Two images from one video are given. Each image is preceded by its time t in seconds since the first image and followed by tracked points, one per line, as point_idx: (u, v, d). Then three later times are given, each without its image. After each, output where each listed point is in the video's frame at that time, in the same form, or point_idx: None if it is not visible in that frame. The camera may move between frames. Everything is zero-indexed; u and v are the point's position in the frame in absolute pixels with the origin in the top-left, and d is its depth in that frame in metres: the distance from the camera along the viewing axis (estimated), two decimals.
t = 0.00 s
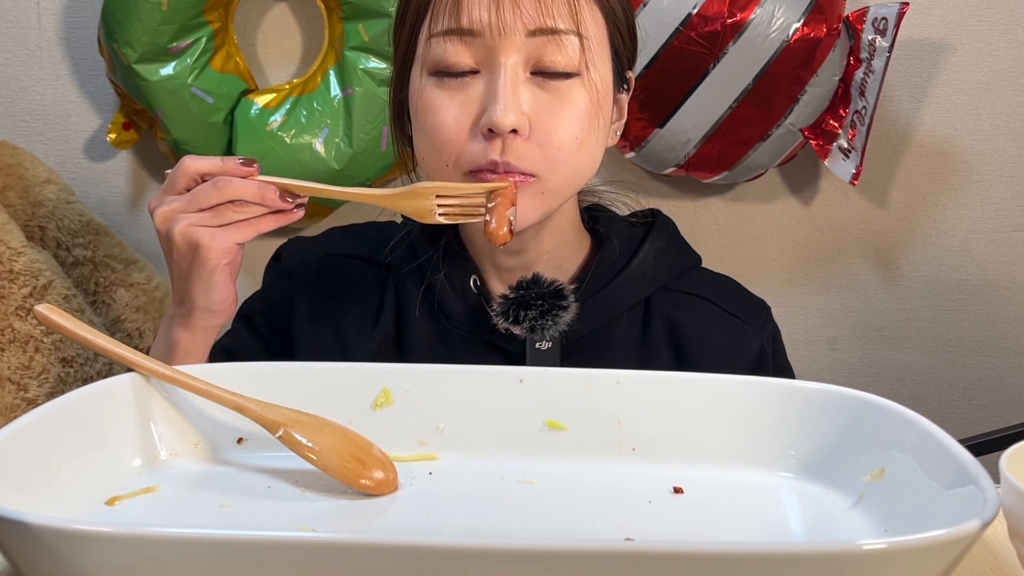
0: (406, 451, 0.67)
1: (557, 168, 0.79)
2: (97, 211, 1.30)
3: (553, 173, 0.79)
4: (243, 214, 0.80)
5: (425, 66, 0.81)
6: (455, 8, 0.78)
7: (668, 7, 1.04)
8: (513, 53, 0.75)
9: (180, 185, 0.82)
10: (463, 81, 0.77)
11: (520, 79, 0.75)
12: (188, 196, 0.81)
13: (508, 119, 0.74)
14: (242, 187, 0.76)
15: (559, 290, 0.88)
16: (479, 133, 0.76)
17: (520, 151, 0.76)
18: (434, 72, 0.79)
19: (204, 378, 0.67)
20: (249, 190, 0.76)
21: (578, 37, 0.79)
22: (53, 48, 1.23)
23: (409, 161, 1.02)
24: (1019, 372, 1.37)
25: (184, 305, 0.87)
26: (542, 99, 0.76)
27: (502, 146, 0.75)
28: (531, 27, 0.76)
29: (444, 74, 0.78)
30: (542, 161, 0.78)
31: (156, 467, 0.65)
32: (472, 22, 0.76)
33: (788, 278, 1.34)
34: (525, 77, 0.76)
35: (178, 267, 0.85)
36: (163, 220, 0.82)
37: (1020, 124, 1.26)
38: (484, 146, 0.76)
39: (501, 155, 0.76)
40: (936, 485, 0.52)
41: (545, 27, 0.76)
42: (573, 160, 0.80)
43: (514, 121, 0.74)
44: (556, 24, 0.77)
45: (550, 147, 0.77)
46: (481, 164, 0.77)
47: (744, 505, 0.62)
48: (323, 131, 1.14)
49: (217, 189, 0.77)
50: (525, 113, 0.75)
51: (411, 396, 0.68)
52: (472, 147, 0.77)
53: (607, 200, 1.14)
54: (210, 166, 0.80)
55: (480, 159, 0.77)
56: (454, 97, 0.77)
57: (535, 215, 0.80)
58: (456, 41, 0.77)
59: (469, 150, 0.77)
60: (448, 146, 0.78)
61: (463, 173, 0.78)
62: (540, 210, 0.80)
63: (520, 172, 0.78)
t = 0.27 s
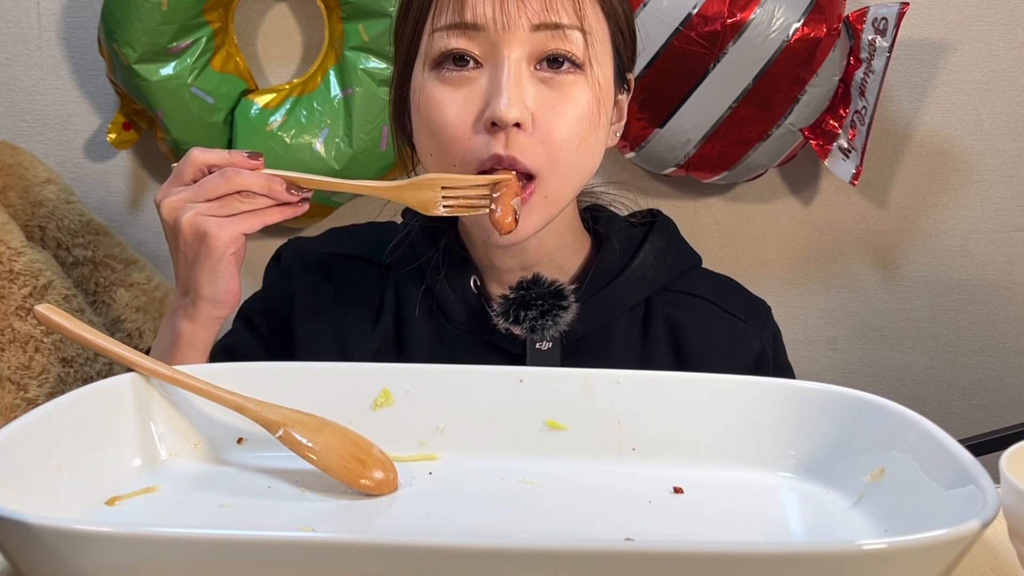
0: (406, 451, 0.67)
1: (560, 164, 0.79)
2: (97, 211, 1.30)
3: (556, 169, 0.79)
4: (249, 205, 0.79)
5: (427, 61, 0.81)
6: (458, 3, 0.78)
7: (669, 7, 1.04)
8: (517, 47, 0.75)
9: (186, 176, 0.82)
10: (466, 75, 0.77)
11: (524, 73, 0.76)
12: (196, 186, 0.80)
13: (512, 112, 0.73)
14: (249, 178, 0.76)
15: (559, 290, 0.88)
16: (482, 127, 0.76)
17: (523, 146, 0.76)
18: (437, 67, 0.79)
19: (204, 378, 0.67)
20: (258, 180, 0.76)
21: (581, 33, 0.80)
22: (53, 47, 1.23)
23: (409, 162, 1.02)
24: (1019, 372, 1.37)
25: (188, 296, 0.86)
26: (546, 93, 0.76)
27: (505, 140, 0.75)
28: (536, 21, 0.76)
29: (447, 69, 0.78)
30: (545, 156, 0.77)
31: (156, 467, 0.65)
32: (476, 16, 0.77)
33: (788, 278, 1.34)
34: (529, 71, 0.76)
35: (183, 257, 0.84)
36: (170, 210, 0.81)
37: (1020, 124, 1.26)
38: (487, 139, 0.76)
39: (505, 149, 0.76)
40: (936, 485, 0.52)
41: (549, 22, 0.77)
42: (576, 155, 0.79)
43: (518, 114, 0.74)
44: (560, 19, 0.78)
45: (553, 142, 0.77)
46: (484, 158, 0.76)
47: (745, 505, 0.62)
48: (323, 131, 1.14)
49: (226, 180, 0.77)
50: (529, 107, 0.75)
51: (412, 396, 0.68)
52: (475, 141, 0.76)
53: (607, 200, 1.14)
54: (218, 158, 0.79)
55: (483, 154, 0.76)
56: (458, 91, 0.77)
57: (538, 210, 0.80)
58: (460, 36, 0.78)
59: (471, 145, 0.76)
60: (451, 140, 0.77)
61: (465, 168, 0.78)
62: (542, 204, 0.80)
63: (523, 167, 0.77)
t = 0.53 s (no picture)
0: (406, 451, 0.67)
1: (560, 162, 0.79)
2: (97, 211, 1.30)
3: (556, 166, 0.79)
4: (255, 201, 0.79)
5: (427, 60, 0.81)
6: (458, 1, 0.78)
7: (669, 7, 1.03)
8: (517, 44, 0.75)
9: (193, 172, 0.83)
10: (466, 73, 0.77)
11: (524, 70, 0.76)
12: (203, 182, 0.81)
13: (512, 109, 0.74)
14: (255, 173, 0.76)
15: (558, 291, 0.87)
16: (483, 125, 0.76)
17: (523, 144, 0.76)
18: (437, 65, 0.79)
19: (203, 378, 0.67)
20: (263, 175, 0.76)
21: (581, 29, 0.80)
22: (53, 48, 1.23)
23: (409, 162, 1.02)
24: (1019, 372, 1.37)
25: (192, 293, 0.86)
26: (546, 91, 0.76)
27: (506, 137, 0.75)
28: (535, 18, 0.76)
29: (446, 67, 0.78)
30: (546, 153, 0.77)
31: (156, 467, 0.65)
32: (475, 14, 0.77)
33: (788, 278, 1.33)
34: (529, 68, 0.76)
35: (190, 253, 0.84)
36: (176, 205, 0.81)
37: (1020, 124, 1.26)
38: (488, 137, 0.76)
39: (505, 147, 0.76)
40: (936, 485, 0.52)
41: (548, 19, 0.77)
42: (576, 152, 0.79)
43: (518, 111, 0.74)
44: (559, 16, 0.78)
45: (554, 140, 0.77)
46: (485, 156, 0.76)
47: (744, 505, 0.62)
48: (323, 131, 1.14)
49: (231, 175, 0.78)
50: (529, 104, 0.75)
51: (412, 396, 0.68)
52: (476, 139, 0.76)
53: (607, 200, 1.14)
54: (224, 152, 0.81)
55: (484, 151, 0.76)
56: (458, 89, 0.77)
57: (539, 208, 0.80)
58: (460, 34, 0.78)
59: (472, 143, 0.76)
60: (452, 138, 0.77)
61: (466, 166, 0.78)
62: (543, 201, 0.80)
63: (523, 165, 0.77)
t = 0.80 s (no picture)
0: (406, 451, 0.67)
1: (557, 165, 0.79)
2: (97, 211, 1.30)
3: (553, 170, 0.79)
4: (248, 201, 0.79)
5: (424, 64, 0.81)
6: (455, 5, 0.78)
7: (669, 7, 1.03)
8: (514, 47, 0.75)
9: (181, 173, 0.82)
10: (463, 77, 0.77)
11: (520, 74, 0.76)
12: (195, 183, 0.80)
13: (509, 113, 0.74)
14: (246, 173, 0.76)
15: (558, 291, 0.87)
16: (480, 128, 0.76)
17: (520, 147, 0.76)
18: (434, 69, 0.80)
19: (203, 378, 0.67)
20: (254, 176, 0.76)
21: (578, 33, 0.80)
22: (53, 47, 1.23)
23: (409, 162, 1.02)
24: (1019, 372, 1.37)
25: (192, 294, 0.86)
26: (543, 94, 0.76)
27: (502, 141, 0.75)
28: (531, 22, 0.76)
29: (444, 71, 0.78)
30: (543, 157, 0.77)
31: (156, 467, 0.65)
32: (472, 18, 0.77)
33: (788, 278, 1.33)
34: (526, 72, 0.76)
35: (182, 254, 0.83)
36: (166, 207, 0.81)
37: (1020, 124, 1.26)
38: (485, 141, 0.76)
39: (502, 150, 0.76)
40: (936, 485, 0.52)
41: (545, 22, 0.77)
42: (574, 155, 0.79)
43: (514, 115, 0.74)
44: (556, 19, 0.78)
45: (551, 143, 0.77)
46: (483, 159, 0.76)
47: (744, 505, 0.62)
48: (323, 131, 1.14)
49: (222, 176, 0.77)
50: (526, 108, 0.75)
51: (412, 396, 0.68)
52: (473, 143, 0.76)
53: (607, 200, 1.14)
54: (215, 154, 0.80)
55: (481, 155, 0.76)
56: (455, 93, 0.77)
57: (536, 211, 0.80)
58: (457, 38, 0.78)
59: (469, 146, 0.76)
60: (449, 142, 0.77)
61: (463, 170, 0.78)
62: (540, 204, 0.80)
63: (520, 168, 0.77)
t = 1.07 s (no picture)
0: (406, 451, 0.67)
1: (554, 160, 0.78)
2: (97, 211, 1.30)
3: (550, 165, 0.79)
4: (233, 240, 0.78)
5: (422, 58, 0.81)
6: None
7: (669, 7, 1.03)
8: (510, 41, 0.76)
9: (160, 212, 0.79)
10: (460, 71, 0.77)
11: (517, 68, 0.76)
12: (175, 226, 0.78)
13: (504, 106, 0.74)
14: (227, 217, 0.74)
15: (554, 294, 0.87)
16: (476, 122, 0.76)
17: (516, 141, 0.76)
18: (431, 64, 0.80)
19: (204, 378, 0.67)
20: (236, 221, 0.73)
21: (575, 28, 0.80)
22: (53, 47, 1.23)
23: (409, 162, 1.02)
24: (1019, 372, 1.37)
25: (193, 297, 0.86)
26: (539, 88, 0.77)
27: (498, 135, 0.75)
28: (528, 16, 0.76)
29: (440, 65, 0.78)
30: (539, 152, 0.77)
31: (156, 467, 0.65)
32: (469, 12, 0.77)
33: (788, 279, 1.33)
34: (522, 66, 0.76)
35: (172, 294, 0.85)
36: (153, 252, 0.80)
37: (1020, 124, 1.26)
38: (481, 135, 0.76)
39: (498, 144, 0.76)
40: (936, 485, 0.52)
41: (542, 17, 0.77)
42: (571, 151, 0.79)
43: (510, 109, 0.74)
44: (553, 14, 0.78)
45: (547, 138, 0.77)
46: (478, 153, 0.76)
47: (743, 505, 0.62)
48: (323, 131, 1.14)
49: (203, 220, 0.75)
50: (522, 102, 0.75)
51: (412, 397, 0.68)
52: (469, 137, 0.76)
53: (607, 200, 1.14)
54: (186, 194, 0.76)
55: (477, 149, 0.76)
56: (451, 87, 0.77)
57: (532, 204, 0.80)
58: (454, 32, 0.78)
59: (465, 140, 0.76)
60: (445, 136, 0.77)
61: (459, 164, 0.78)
62: (537, 199, 0.79)
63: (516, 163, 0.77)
